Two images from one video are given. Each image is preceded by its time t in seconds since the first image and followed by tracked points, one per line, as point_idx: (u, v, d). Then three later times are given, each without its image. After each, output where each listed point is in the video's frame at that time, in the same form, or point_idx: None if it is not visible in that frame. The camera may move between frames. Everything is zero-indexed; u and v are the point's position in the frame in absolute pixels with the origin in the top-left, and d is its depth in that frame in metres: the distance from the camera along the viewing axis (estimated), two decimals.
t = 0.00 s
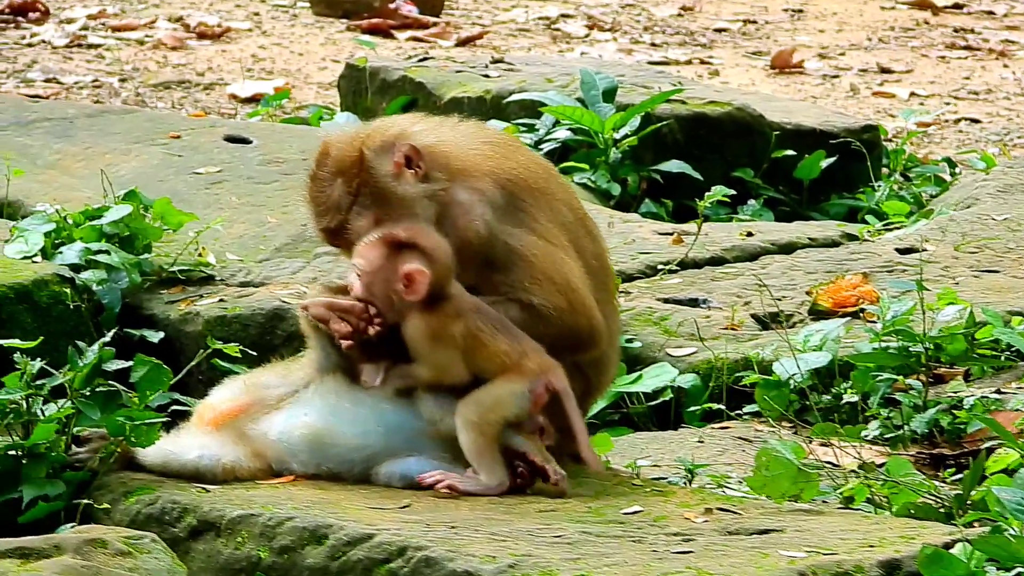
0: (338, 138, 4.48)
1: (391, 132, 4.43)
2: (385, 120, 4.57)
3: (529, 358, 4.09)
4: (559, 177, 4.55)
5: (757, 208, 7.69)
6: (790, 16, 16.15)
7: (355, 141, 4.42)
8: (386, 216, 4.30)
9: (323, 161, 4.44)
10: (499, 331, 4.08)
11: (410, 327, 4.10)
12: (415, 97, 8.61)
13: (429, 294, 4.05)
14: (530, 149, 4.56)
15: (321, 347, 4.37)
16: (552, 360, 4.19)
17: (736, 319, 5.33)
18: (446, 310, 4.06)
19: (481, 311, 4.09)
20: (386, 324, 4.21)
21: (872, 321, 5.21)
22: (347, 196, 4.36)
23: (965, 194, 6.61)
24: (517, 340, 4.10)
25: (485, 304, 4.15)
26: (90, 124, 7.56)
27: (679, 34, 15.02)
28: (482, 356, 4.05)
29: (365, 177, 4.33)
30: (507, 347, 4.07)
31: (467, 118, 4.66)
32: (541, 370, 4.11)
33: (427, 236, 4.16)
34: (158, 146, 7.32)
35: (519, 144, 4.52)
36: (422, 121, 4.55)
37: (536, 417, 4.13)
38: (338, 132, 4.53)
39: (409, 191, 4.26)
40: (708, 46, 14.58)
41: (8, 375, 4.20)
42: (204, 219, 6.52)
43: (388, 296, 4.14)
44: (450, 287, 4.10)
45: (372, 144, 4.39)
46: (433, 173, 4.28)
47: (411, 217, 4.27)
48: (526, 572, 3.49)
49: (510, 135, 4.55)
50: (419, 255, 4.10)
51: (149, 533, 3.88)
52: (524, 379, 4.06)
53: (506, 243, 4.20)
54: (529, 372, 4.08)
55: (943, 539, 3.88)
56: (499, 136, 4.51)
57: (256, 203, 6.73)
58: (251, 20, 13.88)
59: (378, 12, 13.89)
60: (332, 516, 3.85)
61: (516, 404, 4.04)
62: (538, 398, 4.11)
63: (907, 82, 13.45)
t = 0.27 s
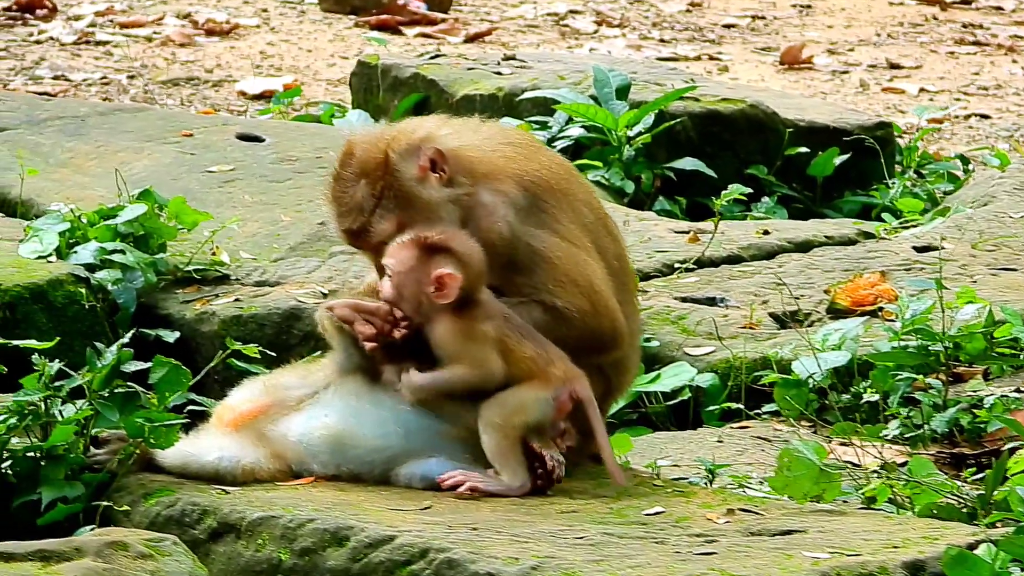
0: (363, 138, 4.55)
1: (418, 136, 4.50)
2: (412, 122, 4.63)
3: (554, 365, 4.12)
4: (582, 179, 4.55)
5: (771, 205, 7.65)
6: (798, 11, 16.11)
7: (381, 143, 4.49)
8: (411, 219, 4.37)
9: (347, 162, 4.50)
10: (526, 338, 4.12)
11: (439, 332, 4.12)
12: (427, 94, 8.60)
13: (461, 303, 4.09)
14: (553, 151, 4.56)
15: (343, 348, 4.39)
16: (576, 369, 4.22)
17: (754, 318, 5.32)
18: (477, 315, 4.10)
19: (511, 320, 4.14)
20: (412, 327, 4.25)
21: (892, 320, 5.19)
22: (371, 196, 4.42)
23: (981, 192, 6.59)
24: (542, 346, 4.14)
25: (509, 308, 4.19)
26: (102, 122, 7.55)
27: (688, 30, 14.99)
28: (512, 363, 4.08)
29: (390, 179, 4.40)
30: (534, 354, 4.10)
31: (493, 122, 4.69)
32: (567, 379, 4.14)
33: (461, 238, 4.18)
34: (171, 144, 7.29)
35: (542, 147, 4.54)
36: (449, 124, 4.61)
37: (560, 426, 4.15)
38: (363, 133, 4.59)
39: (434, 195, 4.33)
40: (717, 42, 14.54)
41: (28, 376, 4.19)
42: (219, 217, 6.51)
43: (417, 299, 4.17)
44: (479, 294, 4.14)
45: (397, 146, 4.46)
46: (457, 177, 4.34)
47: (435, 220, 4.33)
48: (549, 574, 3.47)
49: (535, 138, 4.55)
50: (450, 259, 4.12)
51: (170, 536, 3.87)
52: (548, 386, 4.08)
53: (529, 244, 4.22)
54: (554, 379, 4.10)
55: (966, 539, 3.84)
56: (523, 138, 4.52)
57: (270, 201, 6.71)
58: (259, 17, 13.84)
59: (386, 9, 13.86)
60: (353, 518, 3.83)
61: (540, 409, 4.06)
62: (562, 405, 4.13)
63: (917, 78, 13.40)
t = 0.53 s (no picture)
0: (382, 142, 4.47)
1: (437, 141, 4.45)
2: (429, 127, 4.58)
3: (571, 398, 4.14)
4: (601, 180, 4.56)
5: (783, 205, 7.61)
6: (806, 9, 16.07)
7: (401, 146, 4.41)
8: (433, 226, 4.31)
9: (367, 165, 4.43)
10: (547, 366, 4.11)
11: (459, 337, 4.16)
12: (437, 94, 8.60)
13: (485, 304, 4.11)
14: (572, 153, 4.58)
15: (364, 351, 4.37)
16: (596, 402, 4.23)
17: (771, 319, 5.30)
18: (498, 322, 4.09)
19: (533, 344, 4.13)
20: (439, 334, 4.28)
21: (909, 320, 5.16)
22: (392, 201, 4.35)
23: (996, 192, 6.57)
24: (562, 377, 4.13)
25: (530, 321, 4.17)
26: (113, 124, 7.53)
27: (695, 28, 14.95)
28: (523, 385, 4.09)
29: (411, 183, 4.33)
30: (548, 378, 4.10)
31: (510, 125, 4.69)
32: (583, 412, 4.16)
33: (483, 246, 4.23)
34: (182, 145, 7.27)
35: (561, 149, 4.55)
36: (467, 128, 4.57)
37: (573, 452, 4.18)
38: (381, 137, 4.51)
39: (456, 201, 4.28)
40: (725, 41, 14.50)
41: (46, 379, 4.19)
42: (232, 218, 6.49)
43: (444, 305, 4.22)
44: (502, 301, 4.14)
45: (418, 150, 4.40)
46: (479, 183, 4.30)
47: (457, 226, 4.28)
48: None
49: (554, 140, 4.57)
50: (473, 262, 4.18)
51: (187, 539, 3.83)
52: (563, 416, 4.12)
53: (550, 249, 4.21)
54: (571, 411, 4.13)
55: (988, 542, 3.80)
56: (543, 140, 4.53)
57: (281, 202, 6.69)
58: (266, 16, 13.77)
59: (394, 8, 13.84)
60: (372, 522, 3.80)
61: (553, 436, 4.12)
62: (576, 436, 4.16)
63: (925, 76, 13.36)
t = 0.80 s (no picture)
0: (392, 146, 4.45)
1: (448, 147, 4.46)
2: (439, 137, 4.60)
3: (560, 405, 4.07)
4: (605, 183, 4.58)
5: (781, 205, 7.58)
6: (798, 9, 16.07)
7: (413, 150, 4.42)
8: (440, 231, 4.31)
9: (377, 167, 4.41)
10: (536, 373, 4.05)
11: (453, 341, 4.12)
12: (434, 93, 8.58)
13: (483, 315, 4.08)
14: (577, 157, 4.61)
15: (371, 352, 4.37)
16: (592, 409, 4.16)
17: (774, 320, 5.29)
18: (494, 333, 4.07)
19: (524, 347, 4.08)
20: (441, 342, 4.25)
21: (912, 321, 5.14)
22: (401, 203, 4.33)
23: (996, 193, 6.57)
24: (556, 383, 4.07)
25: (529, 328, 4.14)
26: (109, 122, 7.49)
27: (688, 28, 14.93)
28: (514, 394, 4.06)
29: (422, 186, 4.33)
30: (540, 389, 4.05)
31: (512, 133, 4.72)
32: (575, 416, 4.09)
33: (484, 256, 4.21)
34: (179, 144, 7.23)
35: (569, 152, 4.57)
36: (475, 136, 4.61)
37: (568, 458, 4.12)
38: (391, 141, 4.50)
39: (465, 208, 4.30)
40: (717, 40, 14.48)
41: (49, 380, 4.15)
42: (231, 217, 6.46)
43: (439, 314, 4.18)
44: (502, 312, 4.11)
45: (431, 155, 4.40)
46: (488, 191, 4.34)
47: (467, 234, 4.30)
48: None
49: (559, 143, 4.61)
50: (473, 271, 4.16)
51: (195, 541, 3.80)
52: (553, 425, 4.05)
53: (559, 253, 4.23)
54: (559, 418, 4.06)
55: (997, 545, 3.78)
56: (549, 145, 4.56)
57: (280, 201, 6.65)
58: (258, 14, 13.67)
59: (386, 6, 13.80)
60: (379, 523, 3.77)
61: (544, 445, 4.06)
62: (570, 442, 4.09)
63: (918, 76, 13.37)
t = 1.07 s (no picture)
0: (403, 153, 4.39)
1: (453, 161, 4.38)
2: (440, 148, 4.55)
3: (565, 393, 3.96)
4: (603, 186, 4.56)
5: (777, 207, 7.57)
6: (789, 10, 16.07)
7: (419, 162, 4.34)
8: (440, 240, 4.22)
9: (385, 170, 4.33)
10: (536, 362, 3.96)
11: (447, 337, 4.00)
12: (428, 94, 8.56)
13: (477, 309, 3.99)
14: (574, 159, 4.59)
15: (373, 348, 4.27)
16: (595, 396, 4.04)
17: (775, 323, 5.29)
18: (488, 324, 3.97)
19: (520, 339, 3.98)
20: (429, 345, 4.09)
21: (913, 324, 5.13)
22: (405, 210, 4.24)
23: (995, 196, 6.57)
24: (557, 371, 3.97)
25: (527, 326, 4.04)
26: (104, 123, 7.45)
27: (679, 28, 14.92)
28: (515, 386, 3.97)
29: (427, 200, 4.23)
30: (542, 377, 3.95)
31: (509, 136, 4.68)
32: (579, 406, 3.97)
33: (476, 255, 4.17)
34: (174, 144, 7.20)
35: (565, 155, 4.54)
36: (470, 143, 4.53)
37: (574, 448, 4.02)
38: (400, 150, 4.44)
39: (467, 228, 4.24)
40: (709, 40, 14.47)
41: (50, 380, 4.09)
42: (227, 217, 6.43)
43: (434, 310, 4.03)
44: (492, 306, 4.03)
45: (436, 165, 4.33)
46: (491, 213, 4.26)
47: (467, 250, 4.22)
48: None
49: (556, 146, 4.57)
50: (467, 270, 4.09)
51: (197, 544, 3.77)
52: (556, 415, 3.94)
53: (557, 259, 4.21)
54: (562, 408, 3.95)
55: (1001, 549, 3.75)
56: (547, 148, 4.53)
57: (275, 202, 6.61)
58: (249, 13, 13.61)
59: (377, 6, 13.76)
60: (382, 526, 3.73)
61: (550, 438, 3.96)
62: (575, 432, 3.99)
63: (910, 77, 13.36)
